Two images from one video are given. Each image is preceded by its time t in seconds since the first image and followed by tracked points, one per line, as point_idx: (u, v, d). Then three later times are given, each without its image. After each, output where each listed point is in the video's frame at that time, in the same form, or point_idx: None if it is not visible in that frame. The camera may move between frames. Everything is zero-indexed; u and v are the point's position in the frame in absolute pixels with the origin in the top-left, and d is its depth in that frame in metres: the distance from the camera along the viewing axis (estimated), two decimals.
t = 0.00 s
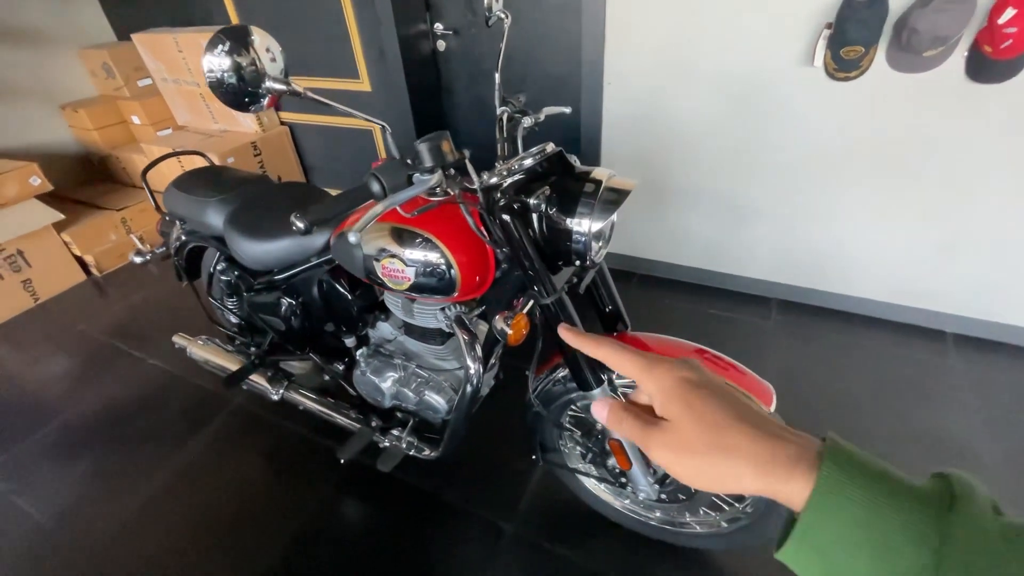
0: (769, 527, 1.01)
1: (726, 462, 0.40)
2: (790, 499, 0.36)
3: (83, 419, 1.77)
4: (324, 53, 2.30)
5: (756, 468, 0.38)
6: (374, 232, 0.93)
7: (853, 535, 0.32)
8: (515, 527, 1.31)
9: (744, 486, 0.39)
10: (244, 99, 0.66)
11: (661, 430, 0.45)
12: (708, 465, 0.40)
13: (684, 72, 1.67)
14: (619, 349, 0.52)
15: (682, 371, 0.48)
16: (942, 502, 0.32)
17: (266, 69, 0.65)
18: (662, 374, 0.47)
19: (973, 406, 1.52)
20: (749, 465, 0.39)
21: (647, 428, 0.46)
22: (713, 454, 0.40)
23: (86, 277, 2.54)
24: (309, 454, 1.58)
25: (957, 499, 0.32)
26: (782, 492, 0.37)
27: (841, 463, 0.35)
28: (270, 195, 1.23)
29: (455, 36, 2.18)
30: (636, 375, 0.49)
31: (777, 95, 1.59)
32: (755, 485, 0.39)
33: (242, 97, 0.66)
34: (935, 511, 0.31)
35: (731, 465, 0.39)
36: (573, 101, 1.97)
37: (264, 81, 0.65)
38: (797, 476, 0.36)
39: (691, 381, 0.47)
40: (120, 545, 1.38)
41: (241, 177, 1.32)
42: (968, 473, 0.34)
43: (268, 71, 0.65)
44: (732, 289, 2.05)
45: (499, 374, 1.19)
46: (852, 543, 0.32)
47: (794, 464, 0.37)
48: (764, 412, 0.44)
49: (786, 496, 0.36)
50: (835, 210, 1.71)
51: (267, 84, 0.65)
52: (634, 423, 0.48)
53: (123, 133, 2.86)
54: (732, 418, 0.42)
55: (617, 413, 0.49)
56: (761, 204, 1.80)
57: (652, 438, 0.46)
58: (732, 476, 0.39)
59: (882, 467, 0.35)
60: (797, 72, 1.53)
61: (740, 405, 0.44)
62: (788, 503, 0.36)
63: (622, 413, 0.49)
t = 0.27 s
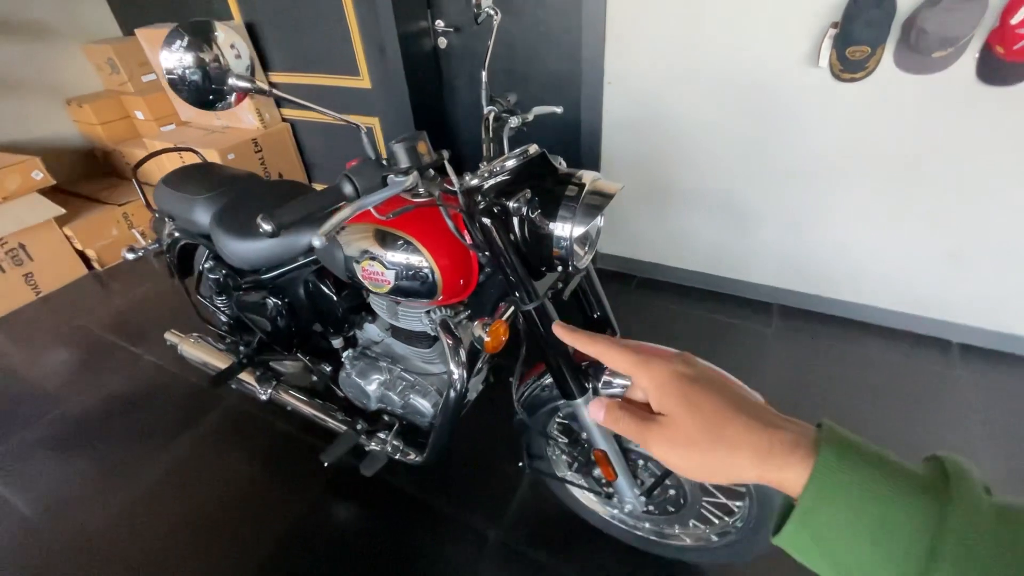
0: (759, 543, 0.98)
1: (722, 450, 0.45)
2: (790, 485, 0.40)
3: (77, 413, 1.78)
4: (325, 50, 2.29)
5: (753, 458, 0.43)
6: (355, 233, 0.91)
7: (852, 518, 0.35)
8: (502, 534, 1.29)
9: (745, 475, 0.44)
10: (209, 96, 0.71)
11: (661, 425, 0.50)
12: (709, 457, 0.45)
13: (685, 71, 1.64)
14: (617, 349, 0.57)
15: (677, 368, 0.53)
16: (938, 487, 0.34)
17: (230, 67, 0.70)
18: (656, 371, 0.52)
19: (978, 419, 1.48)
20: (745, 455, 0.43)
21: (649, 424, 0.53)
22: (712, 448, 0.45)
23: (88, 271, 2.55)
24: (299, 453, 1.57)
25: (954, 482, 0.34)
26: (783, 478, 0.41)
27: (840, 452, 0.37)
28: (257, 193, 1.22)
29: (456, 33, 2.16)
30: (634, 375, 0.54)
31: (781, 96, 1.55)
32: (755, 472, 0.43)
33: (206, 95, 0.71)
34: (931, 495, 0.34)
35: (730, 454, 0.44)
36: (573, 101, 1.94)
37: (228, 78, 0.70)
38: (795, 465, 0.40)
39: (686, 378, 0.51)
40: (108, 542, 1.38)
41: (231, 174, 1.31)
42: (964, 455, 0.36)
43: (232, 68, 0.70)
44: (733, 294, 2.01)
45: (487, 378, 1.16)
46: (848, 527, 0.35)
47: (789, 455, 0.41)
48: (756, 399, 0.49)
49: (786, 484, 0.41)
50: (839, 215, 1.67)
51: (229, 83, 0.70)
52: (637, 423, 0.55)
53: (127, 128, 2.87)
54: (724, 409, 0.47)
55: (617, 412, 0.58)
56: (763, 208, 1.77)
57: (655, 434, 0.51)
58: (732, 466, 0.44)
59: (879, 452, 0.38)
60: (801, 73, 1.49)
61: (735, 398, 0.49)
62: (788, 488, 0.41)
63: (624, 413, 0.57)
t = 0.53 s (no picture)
0: (750, 559, 0.96)
1: (727, 460, 0.43)
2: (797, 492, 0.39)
3: (71, 410, 1.77)
4: (326, 47, 2.28)
5: (756, 463, 0.42)
6: (341, 236, 0.90)
7: (858, 521, 0.35)
8: (491, 542, 1.27)
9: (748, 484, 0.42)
10: (179, 94, 0.71)
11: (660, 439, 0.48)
12: (711, 464, 0.43)
13: (687, 73, 1.61)
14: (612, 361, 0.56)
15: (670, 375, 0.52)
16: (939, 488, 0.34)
17: (199, 64, 0.69)
18: (653, 379, 0.51)
19: (982, 432, 1.44)
20: (747, 460, 0.42)
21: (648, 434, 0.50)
22: (715, 454, 0.43)
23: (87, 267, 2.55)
24: (290, 455, 1.56)
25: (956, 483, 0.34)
26: (790, 486, 0.39)
27: (844, 457, 0.37)
28: (248, 192, 1.20)
29: (457, 32, 2.14)
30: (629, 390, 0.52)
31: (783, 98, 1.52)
32: (761, 479, 0.41)
33: (176, 93, 0.71)
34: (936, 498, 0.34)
35: (734, 459, 0.42)
36: (573, 101, 1.91)
37: (197, 76, 0.70)
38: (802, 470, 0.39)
39: (682, 384, 0.50)
40: (96, 540, 1.37)
41: (223, 173, 1.30)
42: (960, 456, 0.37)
43: (201, 66, 0.70)
44: (734, 299, 1.98)
45: (478, 383, 1.14)
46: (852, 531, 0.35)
47: (794, 459, 0.40)
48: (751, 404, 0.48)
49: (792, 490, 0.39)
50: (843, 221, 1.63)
51: (197, 81, 0.70)
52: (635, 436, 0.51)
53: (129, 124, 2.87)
54: (725, 415, 0.46)
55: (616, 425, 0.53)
56: (764, 213, 1.73)
57: (652, 445, 0.49)
58: (735, 473, 0.42)
59: (882, 456, 0.37)
60: (804, 75, 1.46)
61: (732, 404, 0.48)
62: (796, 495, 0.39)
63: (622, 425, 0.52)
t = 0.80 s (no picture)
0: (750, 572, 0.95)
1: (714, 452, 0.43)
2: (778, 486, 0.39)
3: (76, 407, 1.79)
4: (333, 48, 2.28)
5: (742, 459, 0.42)
6: (341, 240, 0.89)
7: (839, 520, 0.34)
8: (489, 548, 1.26)
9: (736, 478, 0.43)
10: (177, 100, 0.71)
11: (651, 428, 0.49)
12: (699, 459, 0.44)
13: (694, 76, 1.59)
14: (609, 350, 0.57)
15: (664, 368, 0.52)
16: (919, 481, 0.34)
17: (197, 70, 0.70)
18: (645, 374, 0.52)
19: (991, 444, 1.41)
20: (733, 456, 0.42)
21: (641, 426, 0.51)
22: (702, 451, 0.44)
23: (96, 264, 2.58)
24: (291, 456, 1.56)
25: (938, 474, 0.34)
26: (772, 481, 0.40)
27: (824, 452, 0.36)
28: (251, 195, 1.21)
29: (463, 34, 2.14)
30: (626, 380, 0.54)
31: (791, 103, 1.50)
32: (740, 471, 0.42)
33: (173, 99, 0.71)
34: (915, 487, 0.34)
35: (719, 455, 0.43)
36: (579, 104, 1.90)
37: (194, 82, 0.70)
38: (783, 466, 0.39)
39: (674, 377, 0.51)
40: (97, 538, 1.38)
41: (227, 174, 1.30)
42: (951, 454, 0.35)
43: (199, 72, 0.70)
44: (739, 305, 1.96)
45: (478, 388, 1.13)
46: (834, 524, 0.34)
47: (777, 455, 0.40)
48: (747, 399, 0.48)
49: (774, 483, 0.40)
50: (851, 227, 1.61)
51: (195, 87, 0.70)
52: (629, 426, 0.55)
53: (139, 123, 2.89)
54: (711, 408, 0.46)
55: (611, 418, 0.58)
56: (772, 218, 1.72)
57: (643, 437, 0.50)
58: (723, 468, 0.43)
59: (868, 452, 0.37)
60: (813, 80, 1.44)
61: (724, 399, 0.48)
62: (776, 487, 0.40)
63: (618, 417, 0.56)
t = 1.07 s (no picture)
0: None
1: (757, 555, 0.36)
2: None
3: (80, 405, 1.80)
4: (338, 49, 2.29)
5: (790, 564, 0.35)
6: (344, 241, 0.89)
7: None
8: (490, 549, 1.26)
9: None
10: (181, 101, 0.71)
11: (676, 522, 0.40)
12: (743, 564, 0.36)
13: (699, 78, 1.59)
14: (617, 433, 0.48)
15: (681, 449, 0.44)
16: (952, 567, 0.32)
17: (200, 72, 0.70)
18: (663, 457, 0.43)
19: (998, 451, 1.40)
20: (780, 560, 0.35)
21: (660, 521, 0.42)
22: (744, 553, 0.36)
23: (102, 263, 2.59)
24: (293, 455, 1.56)
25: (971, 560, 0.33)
26: None
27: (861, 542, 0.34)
28: (255, 194, 1.21)
29: (468, 35, 2.14)
30: (638, 462, 0.45)
31: (798, 104, 1.49)
32: None
33: (178, 100, 0.71)
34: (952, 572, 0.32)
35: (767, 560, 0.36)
36: (584, 105, 1.90)
37: (198, 83, 0.70)
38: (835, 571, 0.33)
39: (696, 460, 0.43)
40: (101, 535, 1.38)
41: (232, 174, 1.31)
42: (970, 534, 0.35)
43: (203, 74, 0.70)
44: (743, 308, 1.95)
45: (481, 389, 1.13)
46: None
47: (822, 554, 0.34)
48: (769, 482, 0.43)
49: None
50: (857, 230, 1.60)
51: (199, 88, 0.70)
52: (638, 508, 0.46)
53: (146, 122, 2.90)
54: (744, 499, 0.39)
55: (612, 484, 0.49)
56: (777, 220, 1.71)
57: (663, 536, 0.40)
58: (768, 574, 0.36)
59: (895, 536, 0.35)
60: (820, 82, 1.43)
61: (755, 488, 0.41)
62: None
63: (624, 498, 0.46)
